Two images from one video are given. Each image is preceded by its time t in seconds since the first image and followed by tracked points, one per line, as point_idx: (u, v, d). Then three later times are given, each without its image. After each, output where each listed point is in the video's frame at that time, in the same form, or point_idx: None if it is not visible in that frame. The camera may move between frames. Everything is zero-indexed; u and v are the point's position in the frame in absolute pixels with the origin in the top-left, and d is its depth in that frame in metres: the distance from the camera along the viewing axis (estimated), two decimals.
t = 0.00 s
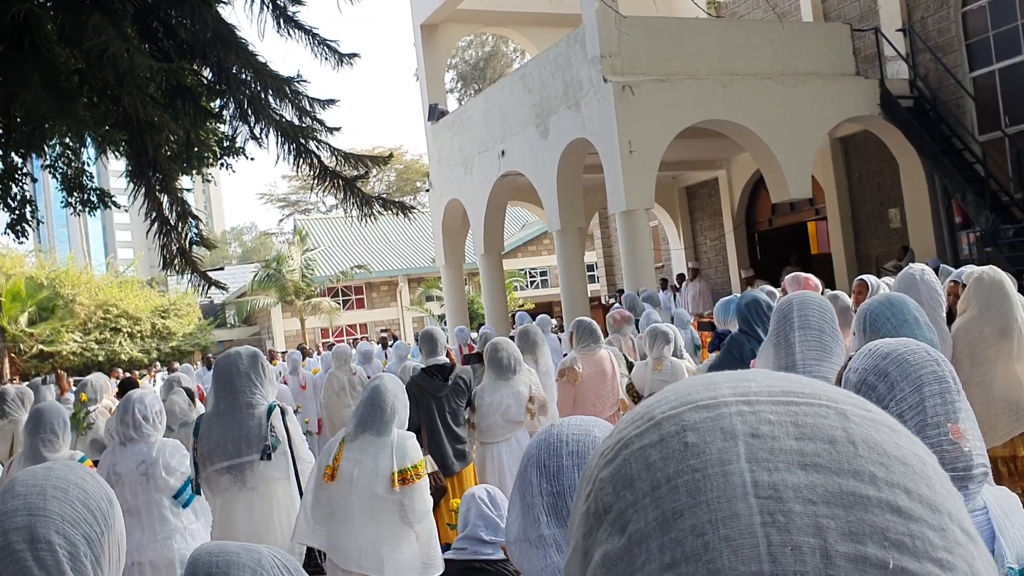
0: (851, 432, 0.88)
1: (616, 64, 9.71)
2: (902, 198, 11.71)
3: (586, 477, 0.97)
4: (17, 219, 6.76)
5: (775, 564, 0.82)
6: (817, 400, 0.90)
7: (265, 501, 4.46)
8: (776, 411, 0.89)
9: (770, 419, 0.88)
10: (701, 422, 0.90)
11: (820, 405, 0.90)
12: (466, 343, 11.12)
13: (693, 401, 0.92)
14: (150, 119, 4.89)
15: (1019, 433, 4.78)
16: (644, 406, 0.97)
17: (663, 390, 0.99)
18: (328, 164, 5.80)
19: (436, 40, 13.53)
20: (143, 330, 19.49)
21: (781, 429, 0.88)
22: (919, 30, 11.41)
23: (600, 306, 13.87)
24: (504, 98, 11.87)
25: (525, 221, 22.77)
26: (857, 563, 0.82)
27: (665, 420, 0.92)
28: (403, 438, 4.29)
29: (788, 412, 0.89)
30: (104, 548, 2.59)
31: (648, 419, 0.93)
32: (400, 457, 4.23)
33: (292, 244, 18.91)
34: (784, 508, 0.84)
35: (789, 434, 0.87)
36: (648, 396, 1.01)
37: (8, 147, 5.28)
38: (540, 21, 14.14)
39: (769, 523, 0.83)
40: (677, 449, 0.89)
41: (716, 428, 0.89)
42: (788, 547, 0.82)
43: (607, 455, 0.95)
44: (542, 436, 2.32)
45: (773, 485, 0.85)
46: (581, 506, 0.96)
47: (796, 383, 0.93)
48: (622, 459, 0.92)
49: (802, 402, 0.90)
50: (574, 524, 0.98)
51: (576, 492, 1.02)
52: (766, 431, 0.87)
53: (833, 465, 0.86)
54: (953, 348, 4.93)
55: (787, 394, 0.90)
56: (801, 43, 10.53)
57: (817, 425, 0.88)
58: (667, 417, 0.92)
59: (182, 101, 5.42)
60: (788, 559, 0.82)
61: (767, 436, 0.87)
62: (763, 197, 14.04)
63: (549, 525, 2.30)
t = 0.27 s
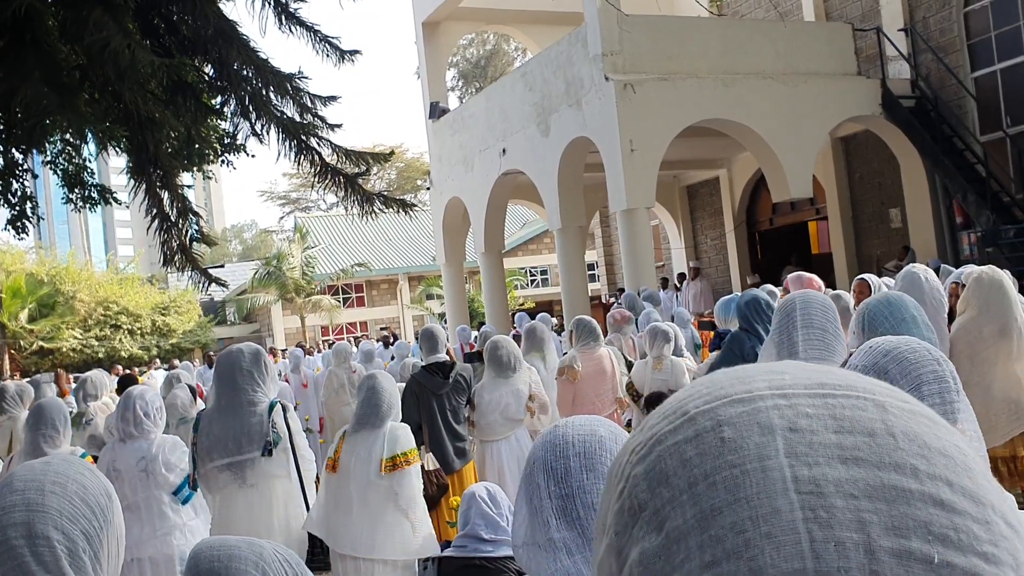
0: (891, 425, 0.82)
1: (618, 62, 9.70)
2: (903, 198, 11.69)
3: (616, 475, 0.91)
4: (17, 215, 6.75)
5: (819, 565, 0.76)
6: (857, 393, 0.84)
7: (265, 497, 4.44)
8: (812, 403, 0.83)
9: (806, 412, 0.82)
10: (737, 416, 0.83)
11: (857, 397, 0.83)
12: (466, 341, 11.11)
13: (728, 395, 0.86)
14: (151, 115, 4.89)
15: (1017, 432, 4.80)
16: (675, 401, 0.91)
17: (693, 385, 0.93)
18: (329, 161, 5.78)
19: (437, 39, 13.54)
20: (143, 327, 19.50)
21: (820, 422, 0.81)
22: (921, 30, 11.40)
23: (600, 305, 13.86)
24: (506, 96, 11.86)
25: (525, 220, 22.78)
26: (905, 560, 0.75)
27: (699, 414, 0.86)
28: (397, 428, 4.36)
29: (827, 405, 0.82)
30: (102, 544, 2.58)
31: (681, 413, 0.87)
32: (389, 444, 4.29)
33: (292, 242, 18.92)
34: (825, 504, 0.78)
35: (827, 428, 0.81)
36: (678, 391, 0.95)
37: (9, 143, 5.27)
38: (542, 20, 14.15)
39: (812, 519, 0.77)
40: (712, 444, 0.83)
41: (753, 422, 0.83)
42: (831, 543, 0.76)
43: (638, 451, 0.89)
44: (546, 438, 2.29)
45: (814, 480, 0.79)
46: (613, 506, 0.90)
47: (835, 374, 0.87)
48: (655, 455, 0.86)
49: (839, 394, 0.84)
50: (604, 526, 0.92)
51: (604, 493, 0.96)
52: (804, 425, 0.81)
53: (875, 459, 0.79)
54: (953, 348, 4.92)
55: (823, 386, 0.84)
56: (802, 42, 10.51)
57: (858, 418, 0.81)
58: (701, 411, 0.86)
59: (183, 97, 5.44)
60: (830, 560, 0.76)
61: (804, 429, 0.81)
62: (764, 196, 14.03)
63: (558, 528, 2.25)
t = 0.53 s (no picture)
0: (935, 420, 0.81)
1: (619, 62, 9.71)
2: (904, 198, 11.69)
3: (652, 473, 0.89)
4: (17, 213, 6.73)
5: (868, 563, 0.75)
6: (896, 389, 0.83)
7: (263, 496, 4.43)
8: (855, 399, 0.82)
9: (848, 407, 0.81)
10: (780, 412, 0.83)
11: (899, 393, 0.82)
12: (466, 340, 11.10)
13: (766, 392, 0.85)
14: (151, 114, 4.88)
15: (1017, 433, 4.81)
16: (712, 397, 0.90)
17: (729, 382, 0.92)
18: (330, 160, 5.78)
19: (438, 38, 13.55)
20: (144, 326, 19.51)
21: (864, 418, 0.80)
22: (922, 30, 11.41)
23: (600, 305, 13.85)
24: (507, 95, 11.86)
25: (526, 220, 22.79)
26: (953, 557, 0.74)
27: (739, 410, 0.85)
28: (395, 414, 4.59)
29: (869, 401, 0.82)
30: (99, 541, 2.57)
31: (720, 410, 0.86)
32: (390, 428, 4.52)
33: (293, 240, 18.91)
34: (874, 500, 0.77)
35: (871, 424, 0.80)
36: (710, 389, 0.94)
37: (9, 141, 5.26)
38: (543, 19, 14.14)
39: (860, 515, 0.76)
40: (756, 441, 0.82)
41: (796, 418, 0.82)
42: (880, 540, 0.75)
43: (675, 448, 0.87)
44: (541, 434, 2.31)
45: (861, 476, 0.78)
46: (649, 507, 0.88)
47: (873, 371, 0.86)
48: (695, 453, 0.85)
49: (880, 389, 0.83)
50: (639, 527, 0.91)
51: (636, 492, 0.95)
52: (847, 420, 0.80)
53: (921, 455, 0.79)
54: (950, 347, 4.93)
55: (864, 382, 0.83)
56: (803, 42, 10.51)
57: (900, 413, 0.81)
58: (741, 408, 0.85)
59: (182, 94, 5.45)
60: (878, 557, 0.75)
61: (848, 425, 0.80)
62: (765, 196, 14.03)
63: (554, 525, 2.22)
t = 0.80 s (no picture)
0: (996, 416, 0.80)
1: (621, 61, 9.70)
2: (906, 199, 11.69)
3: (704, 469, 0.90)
4: (18, 209, 6.73)
5: (939, 560, 0.74)
6: (957, 383, 0.83)
7: (261, 494, 4.45)
8: (915, 394, 0.82)
9: (909, 403, 0.81)
10: (839, 406, 0.83)
11: (960, 388, 0.82)
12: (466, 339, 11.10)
13: (824, 387, 0.85)
14: (154, 110, 4.87)
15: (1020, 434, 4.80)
16: (764, 393, 0.91)
17: (777, 378, 0.93)
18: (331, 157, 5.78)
19: (440, 36, 13.55)
20: (144, 322, 19.54)
21: (925, 412, 0.81)
22: (924, 31, 11.41)
23: (601, 304, 13.85)
24: (508, 94, 11.86)
25: (527, 218, 22.79)
26: (1022, 551, 0.73)
27: (796, 405, 0.85)
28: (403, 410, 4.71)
29: (930, 394, 0.82)
30: (97, 538, 2.58)
31: (777, 405, 0.86)
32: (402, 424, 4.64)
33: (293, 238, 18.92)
34: (941, 496, 0.77)
35: (934, 418, 0.80)
36: (758, 386, 0.94)
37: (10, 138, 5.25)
38: (545, 18, 14.13)
39: (928, 510, 0.76)
40: (817, 435, 0.82)
41: (857, 413, 0.82)
42: (948, 535, 0.75)
43: (729, 444, 0.87)
44: (526, 434, 2.30)
45: (927, 471, 0.78)
46: (703, 503, 0.88)
47: (927, 367, 0.87)
48: (753, 448, 0.85)
49: (938, 386, 0.83)
50: (691, 524, 0.91)
51: (682, 488, 0.95)
52: (910, 415, 0.81)
53: (987, 449, 0.78)
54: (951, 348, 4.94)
55: (924, 378, 0.84)
56: (805, 42, 10.50)
57: (959, 408, 0.81)
58: (799, 402, 0.85)
59: (184, 91, 5.33)
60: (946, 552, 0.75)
61: (911, 419, 0.80)
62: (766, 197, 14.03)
63: (541, 525, 2.19)
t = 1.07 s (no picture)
0: None
1: (625, 60, 9.69)
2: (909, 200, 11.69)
3: (753, 459, 0.92)
4: (23, 205, 6.75)
5: (1001, 551, 0.77)
6: (1009, 377, 0.86)
7: (264, 490, 4.44)
8: (968, 386, 0.85)
9: (964, 396, 0.84)
10: (894, 397, 0.86)
11: (1011, 380, 0.85)
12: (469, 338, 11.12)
13: (877, 377, 0.88)
14: (156, 106, 4.86)
15: None
16: (812, 383, 0.93)
17: (823, 370, 0.95)
18: (335, 155, 5.77)
19: (444, 35, 13.56)
20: (146, 319, 19.59)
21: (980, 404, 0.83)
22: (929, 33, 11.41)
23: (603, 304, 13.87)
24: (512, 93, 11.86)
25: (529, 218, 22.80)
26: None
27: (848, 397, 0.88)
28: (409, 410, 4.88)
29: (983, 386, 0.84)
30: (98, 533, 2.57)
31: (827, 395, 0.89)
32: (411, 422, 4.81)
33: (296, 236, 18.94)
34: (1001, 486, 0.80)
35: (991, 411, 0.82)
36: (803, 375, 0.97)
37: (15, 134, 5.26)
38: (549, 17, 14.14)
39: (989, 500, 0.79)
40: (873, 426, 0.85)
41: (913, 404, 0.85)
42: (1012, 524, 0.78)
43: (778, 435, 0.90)
44: (523, 431, 2.21)
45: (986, 462, 0.81)
46: (751, 492, 0.91)
47: (971, 358, 0.89)
48: (806, 438, 0.88)
49: (992, 379, 0.85)
50: (740, 512, 0.94)
51: (726, 477, 0.98)
52: (967, 406, 0.83)
53: None
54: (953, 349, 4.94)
55: (974, 371, 0.86)
56: (809, 42, 10.49)
57: (1008, 398, 0.83)
58: (851, 393, 0.88)
59: (189, 88, 5.45)
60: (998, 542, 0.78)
61: (968, 411, 0.83)
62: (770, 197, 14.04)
63: (544, 524, 2.12)
